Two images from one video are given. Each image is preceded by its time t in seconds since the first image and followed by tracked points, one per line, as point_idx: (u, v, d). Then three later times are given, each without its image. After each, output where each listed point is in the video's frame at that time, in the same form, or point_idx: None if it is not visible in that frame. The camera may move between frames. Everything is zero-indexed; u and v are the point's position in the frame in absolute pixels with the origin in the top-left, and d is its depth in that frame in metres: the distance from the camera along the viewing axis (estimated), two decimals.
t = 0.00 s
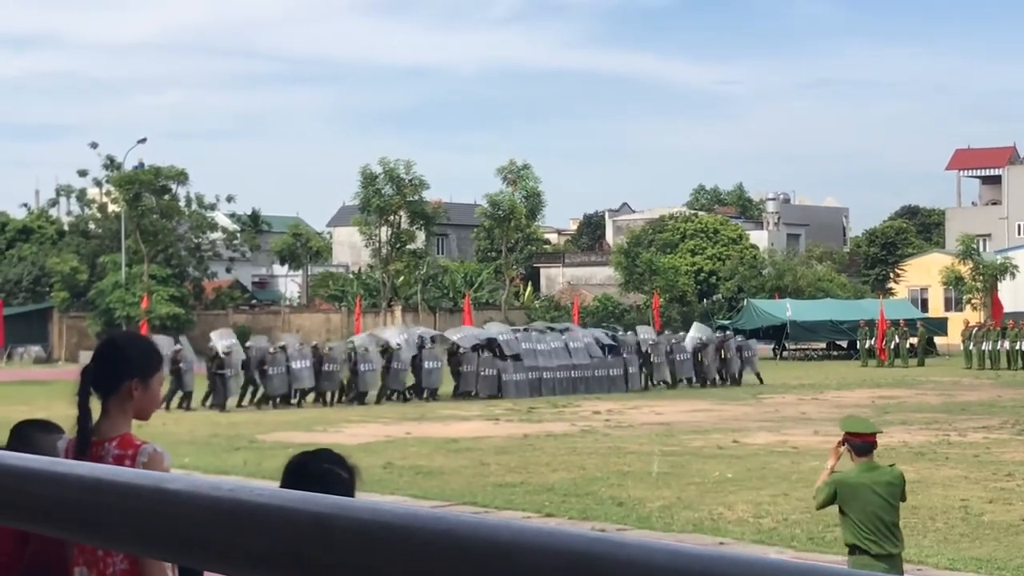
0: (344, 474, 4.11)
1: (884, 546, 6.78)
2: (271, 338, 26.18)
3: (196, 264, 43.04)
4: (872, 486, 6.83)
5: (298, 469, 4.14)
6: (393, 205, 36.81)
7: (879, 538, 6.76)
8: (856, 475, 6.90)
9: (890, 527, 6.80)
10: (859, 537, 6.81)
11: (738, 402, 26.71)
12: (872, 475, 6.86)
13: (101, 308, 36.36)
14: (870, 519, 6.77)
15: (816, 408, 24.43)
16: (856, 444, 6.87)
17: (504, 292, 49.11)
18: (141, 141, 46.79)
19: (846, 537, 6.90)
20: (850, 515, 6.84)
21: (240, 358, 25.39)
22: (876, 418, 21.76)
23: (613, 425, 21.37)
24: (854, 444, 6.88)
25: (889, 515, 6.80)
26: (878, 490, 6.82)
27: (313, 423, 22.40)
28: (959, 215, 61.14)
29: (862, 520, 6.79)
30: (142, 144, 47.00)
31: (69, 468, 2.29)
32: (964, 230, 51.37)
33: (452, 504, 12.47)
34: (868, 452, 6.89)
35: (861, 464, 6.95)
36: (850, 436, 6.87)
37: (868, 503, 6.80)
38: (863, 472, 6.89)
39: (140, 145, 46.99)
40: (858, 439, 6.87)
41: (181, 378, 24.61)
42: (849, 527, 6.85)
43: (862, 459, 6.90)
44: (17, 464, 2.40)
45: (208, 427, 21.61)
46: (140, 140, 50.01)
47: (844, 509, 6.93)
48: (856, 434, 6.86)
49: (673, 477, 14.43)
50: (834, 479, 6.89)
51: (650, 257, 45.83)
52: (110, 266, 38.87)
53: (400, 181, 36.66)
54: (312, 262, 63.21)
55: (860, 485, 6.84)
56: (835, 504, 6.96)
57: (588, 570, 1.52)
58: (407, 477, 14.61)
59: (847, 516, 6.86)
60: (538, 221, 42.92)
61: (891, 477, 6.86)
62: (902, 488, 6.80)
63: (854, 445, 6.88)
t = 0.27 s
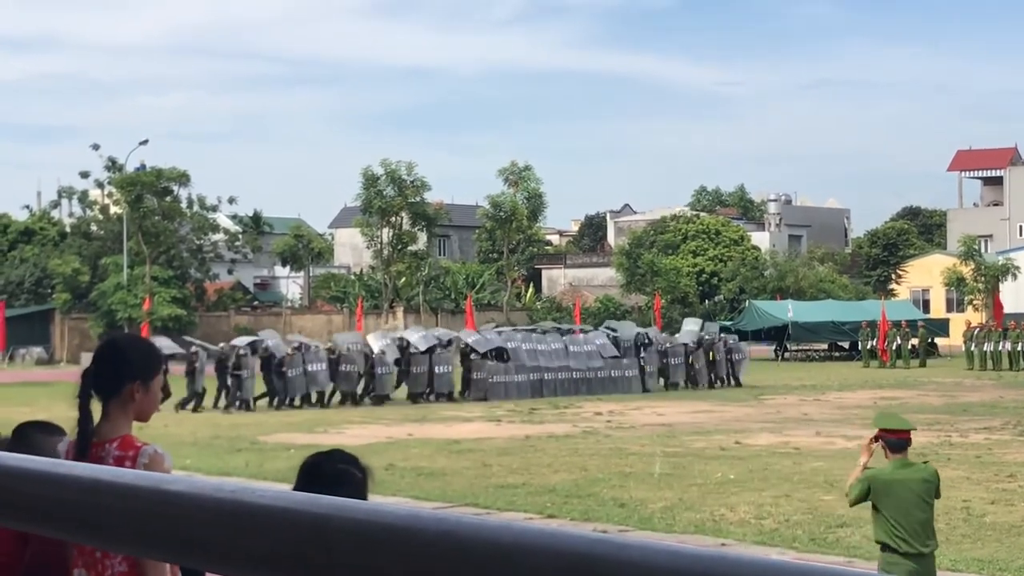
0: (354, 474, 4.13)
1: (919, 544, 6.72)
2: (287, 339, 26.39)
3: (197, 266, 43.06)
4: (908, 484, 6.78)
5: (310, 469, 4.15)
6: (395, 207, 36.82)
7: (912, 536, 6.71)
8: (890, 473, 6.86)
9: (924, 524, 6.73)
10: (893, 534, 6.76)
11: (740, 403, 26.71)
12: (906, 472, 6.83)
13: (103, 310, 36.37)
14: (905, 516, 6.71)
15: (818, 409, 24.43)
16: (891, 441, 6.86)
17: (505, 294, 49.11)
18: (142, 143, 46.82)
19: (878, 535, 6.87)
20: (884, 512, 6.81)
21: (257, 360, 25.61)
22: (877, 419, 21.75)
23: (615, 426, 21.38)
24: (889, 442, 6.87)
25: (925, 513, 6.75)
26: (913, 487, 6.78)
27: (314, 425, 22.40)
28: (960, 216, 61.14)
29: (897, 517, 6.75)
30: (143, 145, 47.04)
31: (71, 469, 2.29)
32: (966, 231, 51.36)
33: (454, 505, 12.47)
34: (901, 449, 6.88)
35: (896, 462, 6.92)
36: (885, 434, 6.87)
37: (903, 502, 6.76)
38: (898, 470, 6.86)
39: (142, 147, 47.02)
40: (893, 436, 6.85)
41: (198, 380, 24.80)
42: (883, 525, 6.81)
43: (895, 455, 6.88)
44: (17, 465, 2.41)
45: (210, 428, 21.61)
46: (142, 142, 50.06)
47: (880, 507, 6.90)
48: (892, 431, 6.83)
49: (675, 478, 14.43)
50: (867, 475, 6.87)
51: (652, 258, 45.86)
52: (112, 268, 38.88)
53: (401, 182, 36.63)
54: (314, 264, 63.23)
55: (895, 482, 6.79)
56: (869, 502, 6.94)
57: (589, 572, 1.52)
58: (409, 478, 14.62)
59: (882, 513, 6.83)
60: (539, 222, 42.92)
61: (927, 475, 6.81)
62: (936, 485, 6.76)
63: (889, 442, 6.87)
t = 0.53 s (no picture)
0: (365, 472, 4.15)
1: (948, 547, 6.57)
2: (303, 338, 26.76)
3: (199, 267, 43.09)
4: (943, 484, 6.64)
5: (322, 469, 4.16)
6: (396, 207, 36.83)
7: (943, 538, 6.55)
8: (925, 474, 6.73)
9: (956, 527, 6.58)
10: (922, 536, 6.61)
11: (741, 404, 26.71)
12: (940, 474, 6.70)
13: (104, 311, 36.39)
14: (938, 516, 6.58)
15: (819, 410, 24.44)
16: (926, 441, 6.74)
17: (506, 294, 49.13)
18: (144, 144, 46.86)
19: (908, 536, 6.71)
20: (915, 511, 6.66)
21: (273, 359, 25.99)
22: (879, 420, 21.75)
23: (616, 427, 21.38)
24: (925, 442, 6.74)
25: (957, 516, 6.60)
26: (946, 489, 6.64)
27: (315, 425, 22.42)
28: (962, 217, 61.15)
29: (928, 517, 6.60)
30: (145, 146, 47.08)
31: (70, 470, 2.30)
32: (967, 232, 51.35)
33: (455, 506, 12.47)
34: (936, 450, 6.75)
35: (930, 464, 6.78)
36: (919, 433, 6.77)
37: (937, 504, 6.62)
38: (934, 471, 6.72)
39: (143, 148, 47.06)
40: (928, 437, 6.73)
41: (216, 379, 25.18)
42: (914, 526, 6.65)
43: (929, 458, 6.75)
44: (18, 467, 2.41)
45: (211, 430, 21.62)
46: (143, 143, 50.15)
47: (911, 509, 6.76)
48: (927, 430, 6.72)
49: (676, 479, 14.44)
50: (900, 475, 6.73)
51: (653, 258, 45.89)
52: (113, 269, 38.94)
53: (402, 183, 36.62)
54: (315, 265, 63.32)
55: (930, 483, 6.66)
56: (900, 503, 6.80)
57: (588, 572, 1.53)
58: (410, 479, 14.62)
59: (913, 514, 6.68)
60: (541, 223, 42.93)
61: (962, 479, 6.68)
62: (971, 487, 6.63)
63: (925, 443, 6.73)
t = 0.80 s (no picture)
0: (377, 471, 4.16)
1: (987, 548, 6.56)
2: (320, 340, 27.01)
3: (199, 268, 43.15)
4: (977, 486, 6.64)
5: (335, 468, 4.16)
6: (396, 208, 36.86)
7: (981, 539, 6.54)
8: (960, 475, 6.72)
9: (993, 528, 6.57)
10: (960, 538, 6.60)
11: (742, 405, 26.70)
12: (975, 475, 6.69)
13: (105, 312, 36.44)
14: (977, 517, 6.56)
15: (820, 411, 24.44)
16: (959, 444, 6.70)
17: (507, 295, 49.16)
18: (144, 146, 46.92)
19: (945, 538, 6.71)
20: (952, 514, 6.65)
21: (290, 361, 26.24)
22: (880, 420, 21.74)
23: (617, 428, 21.38)
24: (956, 444, 6.71)
25: (995, 516, 6.59)
26: (982, 488, 6.64)
27: (316, 426, 22.44)
28: (963, 219, 61.14)
29: (965, 519, 6.59)
30: (145, 147, 47.14)
31: (71, 470, 2.30)
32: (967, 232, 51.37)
33: (456, 507, 12.47)
34: (969, 451, 6.72)
35: (963, 465, 6.76)
36: (951, 436, 6.71)
37: (973, 506, 6.60)
38: (967, 472, 6.71)
39: (144, 149, 47.13)
40: (959, 439, 6.71)
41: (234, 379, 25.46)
42: (951, 529, 6.64)
43: (964, 458, 6.73)
44: (18, 467, 2.42)
45: (213, 430, 21.61)
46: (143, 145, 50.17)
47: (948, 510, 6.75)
48: (959, 433, 6.67)
49: (677, 480, 14.44)
50: (935, 478, 6.71)
51: (654, 259, 45.93)
52: (114, 270, 38.99)
53: (403, 184, 36.63)
54: (316, 266, 63.38)
55: (965, 484, 6.65)
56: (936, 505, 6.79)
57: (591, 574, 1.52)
58: (411, 480, 14.63)
59: (950, 516, 6.67)
60: (542, 224, 42.95)
61: (1000, 478, 6.67)
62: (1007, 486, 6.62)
63: (956, 444, 6.71)
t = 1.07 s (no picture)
0: (389, 473, 4.15)
1: (1007, 547, 6.54)
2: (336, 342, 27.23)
3: (200, 269, 43.20)
4: (997, 484, 6.63)
5: (348, 471, 4.17)
6: (397, 210, 36.89)
7: (1001, 539, 6.53)
8: (979, 473, 6.72)
9: (1012, 527, 6.56)
10: (979, 537, 6.58)
11: (742, 406, 26.70)
12: (994, 474, 6.68)
13: (105, 313, 36.47)
14: (996, 516, 6.56)
15: (820, 413, 24.43)
16: (979, 442, 6.75)
17: (507, 297, 49.15)
18: (144, 147, 46.94)
19: (965, 537, 6.69)
20: (971, 512, 6.65)
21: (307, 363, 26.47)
22: (880, 422, 21.73)
23: (617, 430, 21.38)
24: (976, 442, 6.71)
25: (1014, 515, 6.58)
26: (1001, 487, 6.63)
27: (317, 428, 22.45)
28: (963, 220, 61.16)
29: (985, 518, 6.58)
30: (146, 149, 47.17)
31: (71, 473, 2.30)
32: (967, 234, 51.38)
33: (456, 508, 12.48)
34: (990, 450, 6.72)
35: (983, 463, 6.76)
36: (972, 434, 6.78)
37: (994, 503, 6.60)
38: (986, 471, 6.71)
39: (144, 150, 47.15)
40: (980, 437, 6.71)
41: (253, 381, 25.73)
42: (970, 527, 6.64)
43: (983, 457, 6.73)
44: (18, 468, 2.42)
45: (213, 432, 21.62)
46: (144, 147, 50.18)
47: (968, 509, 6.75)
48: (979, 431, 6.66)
49: (677, 481, 14.44)
50: (953, 477, 6.70)
51: (654, 261, 45.96)
52: (114, 272, 38.97)
53: (403, 186, 36.65)
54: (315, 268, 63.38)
55: (983, 482, 6.65)
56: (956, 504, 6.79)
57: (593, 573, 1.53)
58: (411, 481, 14.63)
59: (969, 514, 6.66)
60: (542, 225, 42.97)
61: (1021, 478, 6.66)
62: None
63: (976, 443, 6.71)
